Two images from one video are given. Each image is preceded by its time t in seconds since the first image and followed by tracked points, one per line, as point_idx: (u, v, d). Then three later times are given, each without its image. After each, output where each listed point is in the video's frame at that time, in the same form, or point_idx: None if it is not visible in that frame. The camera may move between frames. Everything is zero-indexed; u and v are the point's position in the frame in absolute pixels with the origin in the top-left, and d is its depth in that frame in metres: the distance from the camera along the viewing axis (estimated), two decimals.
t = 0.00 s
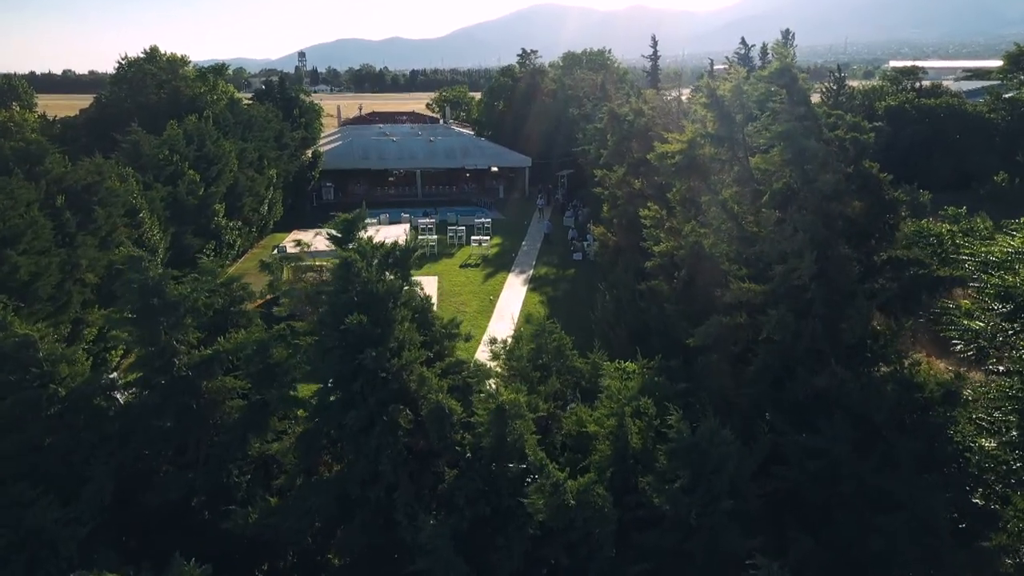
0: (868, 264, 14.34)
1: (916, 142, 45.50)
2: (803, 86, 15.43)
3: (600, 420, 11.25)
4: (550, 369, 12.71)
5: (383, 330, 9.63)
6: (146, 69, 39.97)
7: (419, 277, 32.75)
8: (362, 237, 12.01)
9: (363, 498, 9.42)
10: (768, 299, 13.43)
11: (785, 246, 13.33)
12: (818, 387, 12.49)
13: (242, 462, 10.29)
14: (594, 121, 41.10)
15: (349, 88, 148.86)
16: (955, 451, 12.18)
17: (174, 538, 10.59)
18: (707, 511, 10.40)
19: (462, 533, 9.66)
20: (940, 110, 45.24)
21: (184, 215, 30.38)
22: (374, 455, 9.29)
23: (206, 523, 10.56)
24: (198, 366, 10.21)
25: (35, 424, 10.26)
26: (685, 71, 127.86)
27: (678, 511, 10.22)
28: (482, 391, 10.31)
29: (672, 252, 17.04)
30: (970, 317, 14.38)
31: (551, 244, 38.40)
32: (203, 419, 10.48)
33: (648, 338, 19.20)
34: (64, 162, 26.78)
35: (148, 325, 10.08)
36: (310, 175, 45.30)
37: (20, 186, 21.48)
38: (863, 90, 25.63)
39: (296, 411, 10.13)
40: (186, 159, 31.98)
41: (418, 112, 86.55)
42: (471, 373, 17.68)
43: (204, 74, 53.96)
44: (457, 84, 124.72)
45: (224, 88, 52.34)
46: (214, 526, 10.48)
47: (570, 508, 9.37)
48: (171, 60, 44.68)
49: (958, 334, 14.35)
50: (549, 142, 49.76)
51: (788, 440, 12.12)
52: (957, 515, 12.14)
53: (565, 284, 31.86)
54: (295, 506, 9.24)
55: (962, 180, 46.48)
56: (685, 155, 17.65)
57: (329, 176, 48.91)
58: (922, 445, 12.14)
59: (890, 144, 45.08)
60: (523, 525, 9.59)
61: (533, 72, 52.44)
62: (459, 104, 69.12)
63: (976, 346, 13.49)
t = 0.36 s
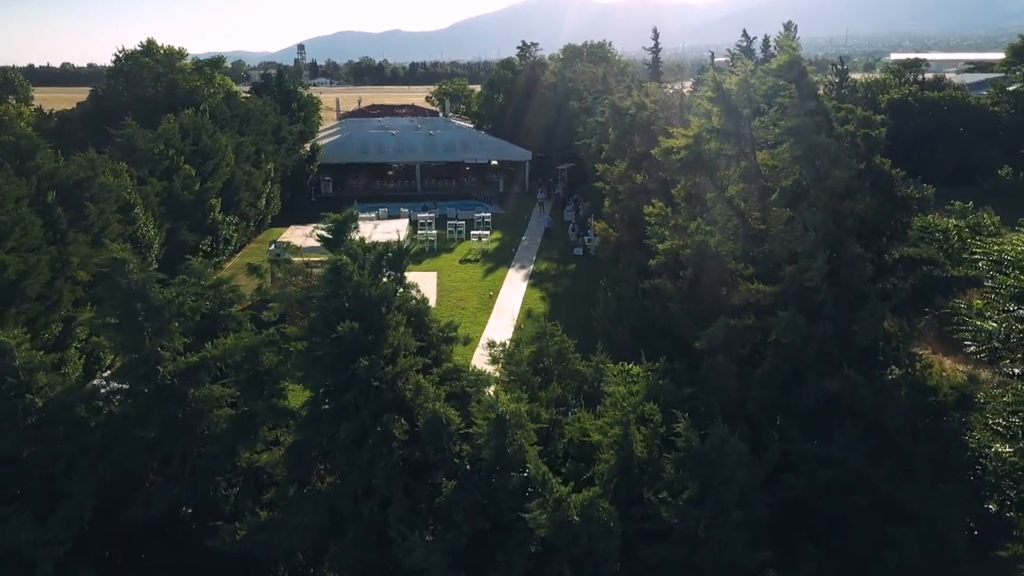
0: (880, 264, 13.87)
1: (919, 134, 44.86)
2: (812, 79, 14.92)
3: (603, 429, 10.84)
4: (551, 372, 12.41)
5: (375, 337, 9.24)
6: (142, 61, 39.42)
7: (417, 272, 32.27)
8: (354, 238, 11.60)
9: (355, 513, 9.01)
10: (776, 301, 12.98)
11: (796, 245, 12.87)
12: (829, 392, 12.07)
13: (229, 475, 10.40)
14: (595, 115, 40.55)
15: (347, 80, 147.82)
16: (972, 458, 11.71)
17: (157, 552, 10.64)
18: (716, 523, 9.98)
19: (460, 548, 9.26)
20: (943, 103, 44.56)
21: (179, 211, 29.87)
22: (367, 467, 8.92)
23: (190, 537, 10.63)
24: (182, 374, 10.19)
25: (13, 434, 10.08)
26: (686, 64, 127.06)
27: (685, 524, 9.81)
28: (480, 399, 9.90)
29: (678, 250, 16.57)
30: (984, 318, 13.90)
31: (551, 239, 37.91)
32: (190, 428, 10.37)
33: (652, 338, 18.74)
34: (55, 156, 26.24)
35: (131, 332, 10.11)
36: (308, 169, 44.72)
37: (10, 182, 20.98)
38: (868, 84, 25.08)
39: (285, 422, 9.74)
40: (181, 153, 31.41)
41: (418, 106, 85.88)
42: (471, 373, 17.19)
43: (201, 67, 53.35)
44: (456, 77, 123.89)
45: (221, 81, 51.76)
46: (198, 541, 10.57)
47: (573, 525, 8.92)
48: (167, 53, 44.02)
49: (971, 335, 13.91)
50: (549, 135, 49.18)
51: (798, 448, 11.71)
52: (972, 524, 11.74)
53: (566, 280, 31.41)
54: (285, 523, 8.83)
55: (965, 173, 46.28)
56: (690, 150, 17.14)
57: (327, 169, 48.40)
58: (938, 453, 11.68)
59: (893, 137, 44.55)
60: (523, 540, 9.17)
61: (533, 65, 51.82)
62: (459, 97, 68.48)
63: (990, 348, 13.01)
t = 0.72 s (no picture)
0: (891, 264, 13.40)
1: (922, 126, 44.34)
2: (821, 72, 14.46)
3: (608, 438, 10.41)
4: (552, 376, 11.95)
5: (367, 344, 8.91)
6: (138, 54, 38.89)
7: (415, 268, 31.91)
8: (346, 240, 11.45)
9: (348, 531, 8.65)
10: (786, 303, 12.56)
11: (806, 245, 12.43)
12: (840, 397, 11.66)
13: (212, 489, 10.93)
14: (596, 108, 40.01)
15: (346, 73, 146.74)
16: (990, 466, 11.27)
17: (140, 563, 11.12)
18: (725, 537, 9.59)
19: (458, 565, 8.88)
20: (947, 96, 44.11)
21: (175, 206, 29.41)
22: (359, 483, 8.56)
23: (170, 552, 11.03)
24: (162, 383, 10.56)
25: None
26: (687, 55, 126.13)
27: (693, 538, 9.40)
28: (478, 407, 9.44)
29: (684, 248, 16.10)
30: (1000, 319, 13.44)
31: (551, 234, 37.43)
32: (172, 440, 10.81)
33: (655, 337, 18.30)
34: (47, 150, 25.74)
35: (113, 339, 10.40)
36: (307, 163, 44.28)
37: None
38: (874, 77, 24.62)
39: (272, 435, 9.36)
40: (177, 147, 30.88)
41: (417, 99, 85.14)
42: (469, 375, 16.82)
43: (198, 59, 52.73)
44: (456, 68, 122.94)
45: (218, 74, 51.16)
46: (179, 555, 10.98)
47: (576, 543, 8.51)
48: (163, 46, 43.43)
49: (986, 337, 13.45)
50: (549, 129, 48.68)
51: (811, 456, 11.26)
52: (989, 535, 11.31)
53: (567, 275, 30.95)
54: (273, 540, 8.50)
55: (968, 165, 45.77)
56: (695, 146, 16.70)
57: (325, 163, 47.88)
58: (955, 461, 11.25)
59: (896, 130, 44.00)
60: (523, 557, 8.78)
61: (533, 58, 51.27)
62: (459, 90, 67.82)
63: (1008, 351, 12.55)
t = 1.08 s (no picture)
0: (906, 264, 12.89)
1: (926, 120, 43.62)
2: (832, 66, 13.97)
3: (613, 451, 9.97)
4: (554, 384, 11.59)
5: (360, 355, 8.68)
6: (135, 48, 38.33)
7: (413, 264, 31.46)
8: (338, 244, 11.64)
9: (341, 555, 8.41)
10: (797, 306, 12.09)
11: (820, 247, 11.92)
12: (854, 406, 11.18)
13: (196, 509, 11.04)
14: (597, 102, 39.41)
15: (345, 67, 145.73)
16: (1011, 478, 10.76)
17: None
18: (735, 556, 9.12)
19: None
20: (950, 89, 43.46)
21: (170, 202, 28.86)
22: (349, 503, 8.42)
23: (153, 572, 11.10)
24: (142, 397, 10.59)
25: None
26: (688, 46, 125.17)
27: (702, 559, 8.91)
28: (476, 422, 8.98)
29: (689, 248, 15.63)
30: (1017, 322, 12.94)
31: (551, 229, 36.88)
32: (154, 456, 10.90)
33: (658, 338, 17.85)
34: (37, 146, 25.16)
35: (89, 352, 10.41)
36: (304, 157, 43.76)
37: None
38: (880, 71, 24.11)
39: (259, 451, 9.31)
40: (172, 142, 30.28)
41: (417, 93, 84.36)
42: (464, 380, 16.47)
43: (195, 53, 52.06)
44: (456, 62, 122.03)
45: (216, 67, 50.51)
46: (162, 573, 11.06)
47: (581, 567, 8.00)
48: (160, 39, 42.76)
49: (1003, 341, 12.94)
50: (549, 123, 48.11)
51: (823, 470, 10.79)
52: (1010, 550, 10.82)
53: (568, 272, 30.44)
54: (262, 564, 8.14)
55: (973, 159, 44.94)
56: (701, 143, 16.21)
57: (324, 156, 47.31)
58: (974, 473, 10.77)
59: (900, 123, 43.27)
60: None
61: (533, 52, 50.68)
62: (458, 84, 67.14)
63: None
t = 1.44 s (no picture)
0: (921, 263, 12.37)
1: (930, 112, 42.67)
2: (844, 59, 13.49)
3: (619, 463, 9.55)
4: (557, 389, 11.22)
5: (353, 365, 8.50)
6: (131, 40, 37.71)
7: (412, 260, 31.00)
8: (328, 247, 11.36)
9: None
10: (809, 309, 11.60)
11: (832, 248, 11.43)
12: (868, 414, 10.73)
13: (185, 526, 10.95)
14: (598, 96, 38.83)
15: (344, 60, 144.76)
16: None
17: None
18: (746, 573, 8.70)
19: None
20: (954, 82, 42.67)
21: (165, 197, 28.36)
22: (341, 523, 8.20)
23: None
24: (122, 408, 10.52)
25: None
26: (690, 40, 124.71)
27: None
28: (472, 434, 8.52)
29: (694, 246, 15.17)
30: None
31: (552, 224, 36.39)
32: (137, 472, 10.76)
33: (662, 338, 17.42)
34: (28, 141, 24.61)
35: (65, 363, 10.21)
36: (302, 152, 43.23)
37: None
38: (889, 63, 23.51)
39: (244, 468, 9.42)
40: (166, 136, 29.74)
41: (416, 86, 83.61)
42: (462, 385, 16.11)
43: (192, 46, 51.43)
44: (456, 55, 121.21)
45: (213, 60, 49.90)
46: None
47: None
48: (156, 31, 42.14)
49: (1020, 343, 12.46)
50: (549, 116, 47.56)
51: (837, 481, 10.38)
52: None
53: (568, 267, 29.97)
54: None
55: (977, 152, 44.08)
56: (707, 138, 15.71)
57: (322, 150, 46.81)
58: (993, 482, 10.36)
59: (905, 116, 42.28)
60: None
61: (533, 44, 50.06)
62: (457, 76, 66.47)
63: None
